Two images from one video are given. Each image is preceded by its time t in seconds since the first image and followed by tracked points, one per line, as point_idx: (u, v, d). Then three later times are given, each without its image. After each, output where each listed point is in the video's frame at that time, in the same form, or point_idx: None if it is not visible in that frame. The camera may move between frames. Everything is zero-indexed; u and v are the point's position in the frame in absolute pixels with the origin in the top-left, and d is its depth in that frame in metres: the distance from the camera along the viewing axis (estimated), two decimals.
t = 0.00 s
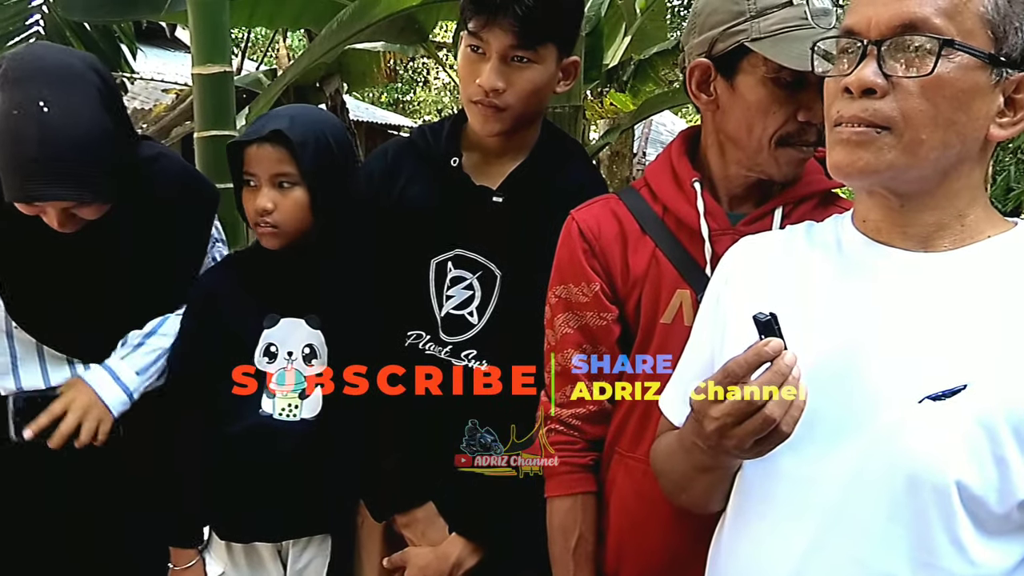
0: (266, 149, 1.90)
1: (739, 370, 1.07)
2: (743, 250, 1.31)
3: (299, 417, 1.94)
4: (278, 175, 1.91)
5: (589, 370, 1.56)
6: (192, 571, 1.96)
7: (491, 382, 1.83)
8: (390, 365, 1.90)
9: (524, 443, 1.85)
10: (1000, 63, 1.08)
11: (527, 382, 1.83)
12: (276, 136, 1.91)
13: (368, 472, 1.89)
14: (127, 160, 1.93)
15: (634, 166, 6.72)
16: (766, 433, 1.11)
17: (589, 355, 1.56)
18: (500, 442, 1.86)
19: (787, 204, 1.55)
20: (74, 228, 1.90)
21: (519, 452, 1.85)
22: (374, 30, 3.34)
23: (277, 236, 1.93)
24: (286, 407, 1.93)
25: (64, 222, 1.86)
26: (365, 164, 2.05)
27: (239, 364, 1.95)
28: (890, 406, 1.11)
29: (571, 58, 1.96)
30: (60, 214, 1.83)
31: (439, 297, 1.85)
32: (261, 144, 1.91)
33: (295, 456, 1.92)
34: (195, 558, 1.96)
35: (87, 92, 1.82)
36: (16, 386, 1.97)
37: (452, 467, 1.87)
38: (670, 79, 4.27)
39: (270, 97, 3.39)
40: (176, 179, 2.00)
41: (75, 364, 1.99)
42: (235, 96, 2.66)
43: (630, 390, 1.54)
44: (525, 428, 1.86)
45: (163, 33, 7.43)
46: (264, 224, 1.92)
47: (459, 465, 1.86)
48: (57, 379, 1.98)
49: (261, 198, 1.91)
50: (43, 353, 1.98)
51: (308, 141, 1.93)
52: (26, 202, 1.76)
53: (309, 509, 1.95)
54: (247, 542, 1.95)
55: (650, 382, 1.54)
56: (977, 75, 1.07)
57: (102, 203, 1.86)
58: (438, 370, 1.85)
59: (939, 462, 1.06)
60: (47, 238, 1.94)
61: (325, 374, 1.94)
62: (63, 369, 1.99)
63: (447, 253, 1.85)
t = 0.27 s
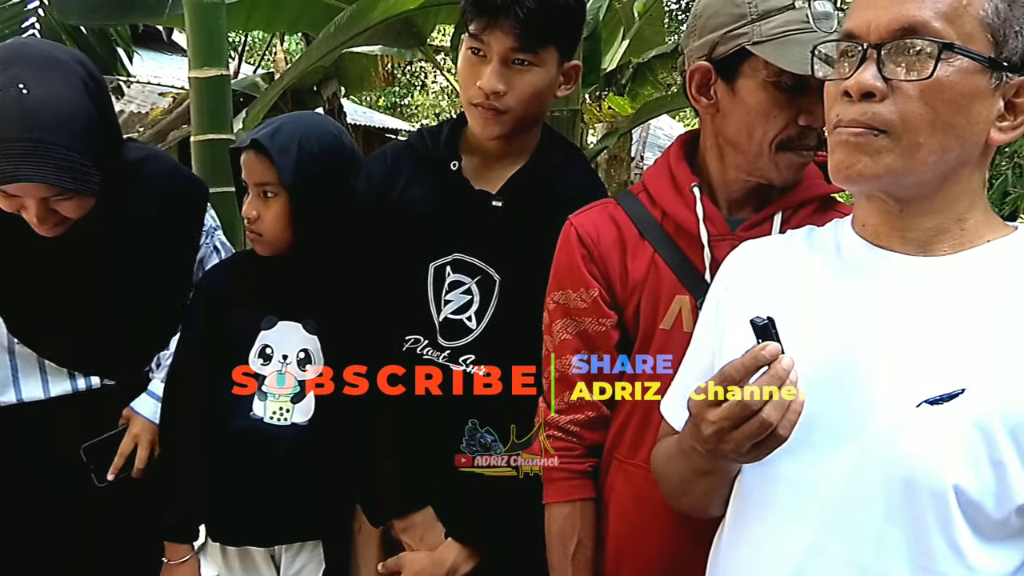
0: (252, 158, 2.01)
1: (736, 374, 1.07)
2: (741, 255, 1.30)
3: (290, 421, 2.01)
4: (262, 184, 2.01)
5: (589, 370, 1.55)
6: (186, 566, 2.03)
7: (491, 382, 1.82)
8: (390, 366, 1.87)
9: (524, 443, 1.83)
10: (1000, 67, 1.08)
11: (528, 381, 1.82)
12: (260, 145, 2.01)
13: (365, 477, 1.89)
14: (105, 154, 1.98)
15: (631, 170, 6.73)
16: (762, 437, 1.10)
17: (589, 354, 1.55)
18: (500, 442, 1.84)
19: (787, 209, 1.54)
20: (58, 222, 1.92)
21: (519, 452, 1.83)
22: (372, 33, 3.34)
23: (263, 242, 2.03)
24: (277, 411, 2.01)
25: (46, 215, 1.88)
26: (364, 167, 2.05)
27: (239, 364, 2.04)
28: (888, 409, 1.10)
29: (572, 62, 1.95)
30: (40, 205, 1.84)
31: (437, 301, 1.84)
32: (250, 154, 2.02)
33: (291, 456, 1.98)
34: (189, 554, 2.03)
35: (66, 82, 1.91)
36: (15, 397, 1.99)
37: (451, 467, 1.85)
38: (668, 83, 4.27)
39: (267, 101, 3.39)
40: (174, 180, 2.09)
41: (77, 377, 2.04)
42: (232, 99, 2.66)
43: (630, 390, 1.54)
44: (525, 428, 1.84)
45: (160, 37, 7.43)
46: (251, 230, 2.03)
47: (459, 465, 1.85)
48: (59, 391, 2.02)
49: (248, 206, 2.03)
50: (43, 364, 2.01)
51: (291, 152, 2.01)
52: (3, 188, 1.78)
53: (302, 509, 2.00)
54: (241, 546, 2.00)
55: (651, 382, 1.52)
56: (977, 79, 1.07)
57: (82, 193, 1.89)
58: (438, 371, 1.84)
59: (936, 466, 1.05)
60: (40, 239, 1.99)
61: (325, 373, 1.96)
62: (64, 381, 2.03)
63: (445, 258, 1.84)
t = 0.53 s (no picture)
0: (258, 164, 2.00)
1: (735, 378, 1.07)
2: (741, 258, 1.30)
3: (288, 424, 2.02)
4: (269, 190, 2.01)
5: (589, 370, 1.55)
6: (187, 564, 2.03)
7: (491, 381, 1.81)
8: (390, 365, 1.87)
9: (524, 443, 1.82)
10: (1001, 70, 1.08)
11: (528, 381, 1.81)
12: (265, 151, 2.00)
13: (365, 482, 1.88)
14: (104, 147, 1.99)
15: (630, 172, 6.73)
16: (763, 440, 1.10)
17: (589, 354, 1.55)
18: (500, 442, 1.84)
19: (787, 212, 1.54)
20: (58, 220, 1.92)
21: (519, 452, 1.82)
22: (370, 34, 3.33)
23: (270, 247, 2.03)
24: (276, 413, 2.02)
25: (45, 210, 1.87)
26: (364, 168, 2.04)
27: (239, 364, 2.05)
28: (888, 412, 1.10)
29: (571, 64, 1.95)
30: (40, 200, 1.84)
31: (435, 305, 1.83)
32: (255, 159, 2.01)
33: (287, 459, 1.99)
34: (190, 552, 2.03)
35: (66, 75, 1.92)
36: (22, 400, 2.01)
37: (451, 467, 1.84)
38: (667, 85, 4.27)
39: (266, 103, 3.38)
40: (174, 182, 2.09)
41: (83, 385, 2.06)
42: (230, 102, 2.65)
43: (629, 390, 1.54)
44: (524, 427, 1.84)
45: (158, 40, 7.42)
46: (258, 236, 2.03)
47: (459, 465, 1.84)
48: (65, 397, 2.05)
49: (254, 212, 2.03)
50: (49, 371, 2.03)
51: (297, 156, 2.01)
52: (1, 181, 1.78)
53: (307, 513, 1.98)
54: (241, 547, 2.03)
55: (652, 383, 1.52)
56: (978, 82, 1.07)
57: (80, 186, 1.89)
58: (438, 371, 1.83)
59: (936, 468, 1.05)
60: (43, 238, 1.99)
61: (325, 373, 1.97)
62: (70, 388, 2.05)
63: (443, 261, 1.84)
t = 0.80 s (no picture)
0: (257, 173, 1.99)
1: (732, 381, 1.07)
2: (737, 261, 1.30)
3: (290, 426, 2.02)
4: (270, 198, 2.00)
5: (589, 370, 1.55)
6: (186, 567, 2.03)
7: (491, 382, 1.81)
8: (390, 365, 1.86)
9: (524, 444, 1.83)
10: (998, 72, 1.08)
11: (528, 382, 1.81)
12: (262, 159, 1.99)
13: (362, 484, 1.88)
14: (109, 127, 1.99)
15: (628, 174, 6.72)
16: (760, 443, 1.09)
17: (589, 354, 1.55)
18: (500, 442, 1.84)
19: (783, 215, 1.54)
20: (63, 199, 1.90)
21: (519, 452, 1.82)
22: (367, 36, 3.33)
23: (274, 255, 2.03)
24: (278, 415, 2.02)
25: (51, 187, 1.85)
26: (360, 170, 2.04)
27: (239, 364, 2.05)
28: (884, 415, 1.10)
29: (566, 66, 1.95)
30: (46, 176, 1.83)
31: (429, 307, 1.84)
32: (253, 167, 2.00)
33: (286, 460, 1.99)
34: (189, 555, 2.03)
35: (71, 53, 1.94)
36: (24, 396, 2.02)
37: (452, 466, 1.84)
38: (665, 86, 4.27)
39: (263, 105, 3.38)
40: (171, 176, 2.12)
41: (82, 379, 2.05)
42: (227, 104, 2.66)
43: (630, 390, 1.53)
44: (524, 427, 1.84)
45: (156, 41, 7.42)
46: (262, 245, 2.03)
47: (459, 465, 1.84)
48: (66, 392, 2.05)
49: (256, 221, 2.02)
50: (48, 365, 2.03)
51: (297, 162, 2.01)
52: (7, 156, 1.78)
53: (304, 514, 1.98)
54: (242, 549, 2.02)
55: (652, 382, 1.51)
56: (975, 85, 1.07)
57: (86, 160, 1.88)
58: (438, 371, 1.83)
59: (932, 472, 1.05)
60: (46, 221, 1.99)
61: (325, 373, 1.95)
62: (69, 382, 2.05)
63: (436, 262, 1.84)
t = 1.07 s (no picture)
0: (260, 174, 1.98)
1: (733, 380, 1.06)
2: (739, 260, 1.29)
3: (293, 426, 2.01)
4: (273, 200, 2.00)
5: (589, 370, 1.54)
6: (188, 567, 2.04)
7: (491, 382, 1.82)
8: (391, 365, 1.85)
9: (524, 444, 1.83)
10: (1001, 71, 1.07)
11: (528, 382, 1.81)
12: (263, 161, 1.98)
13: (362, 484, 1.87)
14: (122, 104, 1.99)
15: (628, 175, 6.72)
16: (761, 443, 1.09)
17: (589, 354, 1.54)
18: (500, 442, 1.84)
19: (784, 214, 1.54)
20: (78, 175, 1.87)
21: (519, 452, 1.82)
22: (367, 36, 3.33)
23: (279, 256, 2.02)
24: (281, 415, 2.01)
25: (66, 159, 1.82)
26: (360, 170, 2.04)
27: (239, 364, 2.04)
28: (886, 415, 1.09)
29: (566, 66, 1.94)
30: (62, 148, 1.81)
31: (428, 306, 1.84)
32: (255, 169, 1.99)
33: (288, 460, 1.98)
34: (192, 555, 2.04)
35: (86, 32, 1.95)
36: (30, 387, 1.93)
37: (451, 466, 1.84)
38: (666, 86, 4.27)
39: (263, 106, 3.38)
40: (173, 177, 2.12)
41: (89, 367, 1.99)
42: (227, 105, 2.65)
43: (630, 391, 1.53)
44: (524, 427, 1.84)
45: (156, 41, 7.41)
46: (266, 246, 2.02)
47: (459, 465, 1.83)
48: (74, 381, 1.97)
49: (260, 222, 2.01)
50: (56, 350, 1.97)
51: (299, 162, 2.01)
52: (24, 126, 1.77)
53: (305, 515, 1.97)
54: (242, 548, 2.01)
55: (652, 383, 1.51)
56: (978, 83, 1.06)
57: (102, 133, 1.88)
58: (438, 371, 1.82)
59: (935, 471, 1.04)
60: (55, 201, 1.97)
61: (326, 373, 1.95)
62: (76, 369, 1.98)
63: (435, 262, 1.84)
